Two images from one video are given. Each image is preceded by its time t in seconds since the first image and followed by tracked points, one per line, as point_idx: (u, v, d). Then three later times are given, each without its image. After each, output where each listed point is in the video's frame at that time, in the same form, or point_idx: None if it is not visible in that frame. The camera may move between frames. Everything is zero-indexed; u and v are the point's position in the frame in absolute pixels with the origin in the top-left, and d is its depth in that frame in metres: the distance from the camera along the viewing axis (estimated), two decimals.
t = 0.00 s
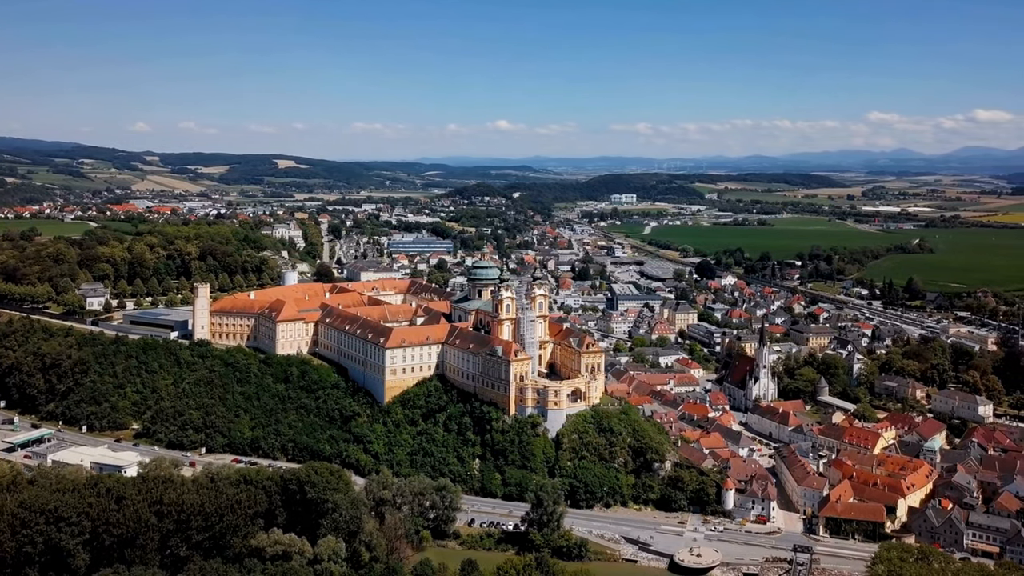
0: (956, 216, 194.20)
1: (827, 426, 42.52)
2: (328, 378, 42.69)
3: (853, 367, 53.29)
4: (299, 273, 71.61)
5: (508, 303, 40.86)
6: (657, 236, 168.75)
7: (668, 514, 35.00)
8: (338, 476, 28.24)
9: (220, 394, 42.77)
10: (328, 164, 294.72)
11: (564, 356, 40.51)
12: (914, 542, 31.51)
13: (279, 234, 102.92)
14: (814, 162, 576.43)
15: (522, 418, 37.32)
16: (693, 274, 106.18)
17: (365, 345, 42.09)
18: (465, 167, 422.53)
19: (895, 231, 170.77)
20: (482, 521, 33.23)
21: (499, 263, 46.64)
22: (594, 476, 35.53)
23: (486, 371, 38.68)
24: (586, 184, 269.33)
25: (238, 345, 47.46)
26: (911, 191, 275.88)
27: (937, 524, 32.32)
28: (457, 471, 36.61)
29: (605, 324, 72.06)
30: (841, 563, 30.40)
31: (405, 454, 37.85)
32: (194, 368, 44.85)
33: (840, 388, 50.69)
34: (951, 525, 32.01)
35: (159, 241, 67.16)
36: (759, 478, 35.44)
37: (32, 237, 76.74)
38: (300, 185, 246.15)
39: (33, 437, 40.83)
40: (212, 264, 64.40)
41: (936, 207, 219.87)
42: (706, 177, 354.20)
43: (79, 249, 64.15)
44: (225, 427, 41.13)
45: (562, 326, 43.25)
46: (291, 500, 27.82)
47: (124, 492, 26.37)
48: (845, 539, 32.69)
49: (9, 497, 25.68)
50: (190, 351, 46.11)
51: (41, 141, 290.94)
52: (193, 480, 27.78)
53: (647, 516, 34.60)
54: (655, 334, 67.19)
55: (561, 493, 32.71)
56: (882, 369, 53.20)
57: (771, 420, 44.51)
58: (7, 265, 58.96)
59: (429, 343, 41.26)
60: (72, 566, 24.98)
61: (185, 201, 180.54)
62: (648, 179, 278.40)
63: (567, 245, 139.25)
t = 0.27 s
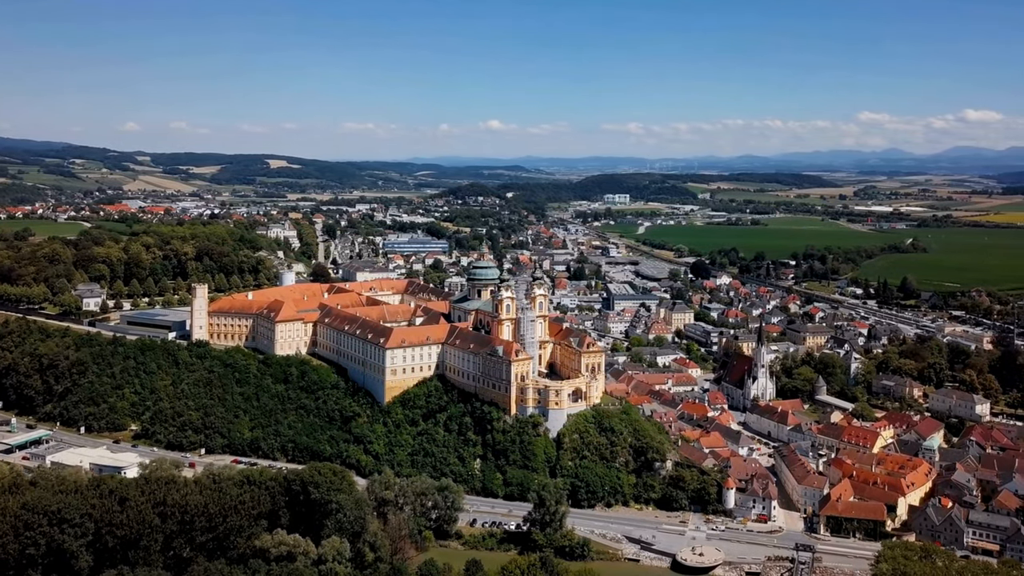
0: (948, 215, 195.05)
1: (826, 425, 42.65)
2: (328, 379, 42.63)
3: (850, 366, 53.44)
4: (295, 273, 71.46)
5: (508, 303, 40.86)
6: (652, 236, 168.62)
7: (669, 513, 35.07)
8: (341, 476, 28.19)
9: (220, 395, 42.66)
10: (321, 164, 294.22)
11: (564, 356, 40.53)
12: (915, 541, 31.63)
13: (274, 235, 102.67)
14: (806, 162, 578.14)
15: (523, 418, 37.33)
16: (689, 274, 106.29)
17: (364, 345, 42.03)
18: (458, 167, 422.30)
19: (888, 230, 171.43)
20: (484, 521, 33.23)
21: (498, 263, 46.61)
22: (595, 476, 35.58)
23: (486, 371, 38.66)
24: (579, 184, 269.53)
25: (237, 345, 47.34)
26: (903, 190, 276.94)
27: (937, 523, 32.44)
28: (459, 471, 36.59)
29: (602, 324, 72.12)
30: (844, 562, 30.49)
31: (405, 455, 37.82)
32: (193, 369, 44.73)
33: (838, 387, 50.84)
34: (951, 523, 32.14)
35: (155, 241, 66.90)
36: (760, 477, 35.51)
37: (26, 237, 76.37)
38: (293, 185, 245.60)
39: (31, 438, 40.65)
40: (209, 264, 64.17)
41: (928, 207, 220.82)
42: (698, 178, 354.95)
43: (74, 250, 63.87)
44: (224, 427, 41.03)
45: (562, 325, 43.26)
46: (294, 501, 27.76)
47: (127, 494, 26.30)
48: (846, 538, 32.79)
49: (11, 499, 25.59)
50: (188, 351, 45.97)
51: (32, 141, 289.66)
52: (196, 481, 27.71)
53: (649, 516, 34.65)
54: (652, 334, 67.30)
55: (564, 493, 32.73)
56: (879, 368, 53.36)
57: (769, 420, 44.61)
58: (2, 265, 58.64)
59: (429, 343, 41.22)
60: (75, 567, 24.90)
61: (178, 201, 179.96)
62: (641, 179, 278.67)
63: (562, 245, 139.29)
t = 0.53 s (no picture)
0: (940, 215, 195.87)
1: (825, 424, 42.80)
2: (328, 379, 42.57)
3: (847, 365, 53.63)
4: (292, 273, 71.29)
5: (508, 303, 40.88)
6: (645, 236, 168.53)
7: (670, 513, 35.15)
8: (345, 476, 28.13)
9: (219, 396, 42.53)
10: (314, 164, 293.55)
11: (564, 356, 40.56)
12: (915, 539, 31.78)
13: (269, 234, 102.39)
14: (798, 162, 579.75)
15: (524, 417, 37.35)
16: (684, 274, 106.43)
17: (364, 346, 41.98)
18: (450, 167, 421.93)
19: (880, 230, 172.13)
20: (487, 521, 33.23)
21: (498, 263, 46.60)
22: (597, 476, 35.63)
23: (487, 371, 38.66)
24: (573, 183, 269.55)
25: (235, 346, 47.25)
26: (895, 190, 277.93)
27: (937, 521, 32.61)
28: (460, 471, 36.59)
29: (599, 324, 72.18)
30: (846, 560, 30.61)
31: (406, 455, 37.80)
32: (191, 370, 44.62)
33: (836, 386, 51.03)
34: (951, 521, 32.32)
35: (151, 241, 66.68)
36: (760, 476, 35.62)
37: (20, 237, 76.00)
38: (286, 185, 244.99)
39: (29, 439, 40.47)
40: (205, 264, 63.98)
41: (921, 206, 221.61)
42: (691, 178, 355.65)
43: (70, 250, 63.64)
44: (224, 428, 40.94)
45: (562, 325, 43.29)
46: (298, 502, 27.71)
47: (130, 495, 26.24)
48: (847, 537, 32.93)
49: (14, 501, 25.52)
50: (187, 352, 45.85)
51: (22, 141, 288.21)
52: (199, 482, 27.65)
53: (650, 515, 34.72)
54: (649, 333, 67.43)
55: (566, 493, 32.77)
56: (876, 367, 53.59)
57: (768, 419, 44.73)
58: None
59: (429, 343, 41.20)
60: (79, 569, 24.84)
61: (171, 201, 179.31)
62: (634, 179, 278.88)
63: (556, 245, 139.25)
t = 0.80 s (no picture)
0: (932, 215, 196.75)
1: (823, 423, 42.96)
2: (327, 380, 42.51)
3: (845, 364, 53.84)
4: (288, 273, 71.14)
5: (508, 303, 40.90)
6: (639, 236, 168.47)
7: (672, 512, 35.22)
8: (348, 477, 28.15)
9: (218, 397, 42.42)
10: (307, 164, 292.89)
11: (564, 356, 40.60)
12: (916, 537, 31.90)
13: (264, 234, 102.11)
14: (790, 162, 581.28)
15: (525, 417, 37.35)
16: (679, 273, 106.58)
17: (364, 346, 41.92)
18: (443, 168, 421.48)
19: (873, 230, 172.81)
20: (489, 521, 33.22)
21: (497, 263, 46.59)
22: (598, 475, 35.66)
23: (487, 371, 38.66)
24: (566, 183, 269.65)
25: (234, 346, 47.14)
26: (887, 189, 278.92)
27: (938, 519, 32.75)
28: (461, 471, 36.57)
29: (595, 324, 72.27)
30: (847, 558, 30.70)
31: (407, 455, 37.78)
32: (189, 371, 44.51)
33: (833, 385, 51.24)
34: (951, 520, 32.47)
35: (147, 241, 66.46)
36: (761, 475, 35.70)
37: (14, 238, 75.60)
38: (279, 185, 244.40)
39: (27, 441, 40.29)
40: (201, 264, 63.81)
41: (913, 206, 222.57)
42: (683, 178, 356.30)
43: (65, 250, 63.36)
44: (223, 428, 40.84)
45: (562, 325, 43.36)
46: (301, 502, 27.72)
47: (134, 496, 26.20)
48: (849, 535, 33.02)
49: (17, 502, 25.44)
50: (185, 352, 45.70)
51: (12, 141, 286.56)
52: (203, 483, 27.64)
53: (651, 515, 34.76)
54: (646, 333, 67.54)
55: (568, 492, 32.81)
56: (873, 366, 53.84)
57: (767, 418, 44.86)
58: None
59: (429, 343, 41.18)
60: (82, 570, 24.77)
61: (163, 202, 178.56)
62: (627, 179, 279.12)
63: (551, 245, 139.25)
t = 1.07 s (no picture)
0: (924, 214, 197.55)
1: (822, 422, 43.11)
2: (327, 380, 42.44)
3: (842, 363, 54.04)
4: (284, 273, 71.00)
5: (508, 303, 40.95)
6: (633, 235, 168.51)
7: (673, 511, 35.28)
8: (352, 477, 28.14)
9: (217, 397, 42.30)
10: (300, 164, 292.22)
11: (565, 356, 40.63)
12: (916, 535, 32.04)
13: (259, 234, 101.81)
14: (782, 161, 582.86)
15: (526, 417, 37.36)
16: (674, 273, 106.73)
17: (363, 346, 41.87)
18: (435, 168, 421.13)
19: (866, 229, 173.44)
20: (491, 521, 33.19)
21: (496, 263, 46.60)
22: (599, 475, 35.70)
23: (488, 371, 38.65)
24: (560, 183, 269.70)
25: (232, 347, 47.02)
26: (879, 189, 279.91)
27: (938, 517, 32.92)
28: (462, 471, 36.55)
29: (592, 323, 72.34)
30: (849, 557, 30.81)
31: (408, 455, 37.74)
32: (188, 371, 44.38)
33: (831, 385, 51.41)
34: (951, 518, 32.63)
35: (142, 241, 66.23)
36: (762, 474, 35.80)
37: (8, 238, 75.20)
38: (271, 185, 243.80)
39: (25, 442, 40.09)
40: (198, 265, 63.62)
41: (905, 206, 223.48)
42: (676, 177, 356.89)
43: (61, 251, 63.05)
44: (223, 429, 40.74)
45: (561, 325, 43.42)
46: (304, 503, 27.66)
47: (137, 497, 26.10)
48: (849, 534, 33.13)
49: (20, 504, 25.31)
50: (183, 353, 45.57)
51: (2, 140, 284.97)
52: (205, 484, 27.56)
53: (652, 514, 34.82)
54: (643, 332, 67.66)
55: (571, 492, 32.83)
56: (870, 365, 54.06)
57: (766, 417, 44.99)
58: None
59: (429, 343, 41.16)
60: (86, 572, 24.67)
61: (155, 202, 177.87)
62: (620, 179, 279.36)
63: (546, 244, 139.22)
